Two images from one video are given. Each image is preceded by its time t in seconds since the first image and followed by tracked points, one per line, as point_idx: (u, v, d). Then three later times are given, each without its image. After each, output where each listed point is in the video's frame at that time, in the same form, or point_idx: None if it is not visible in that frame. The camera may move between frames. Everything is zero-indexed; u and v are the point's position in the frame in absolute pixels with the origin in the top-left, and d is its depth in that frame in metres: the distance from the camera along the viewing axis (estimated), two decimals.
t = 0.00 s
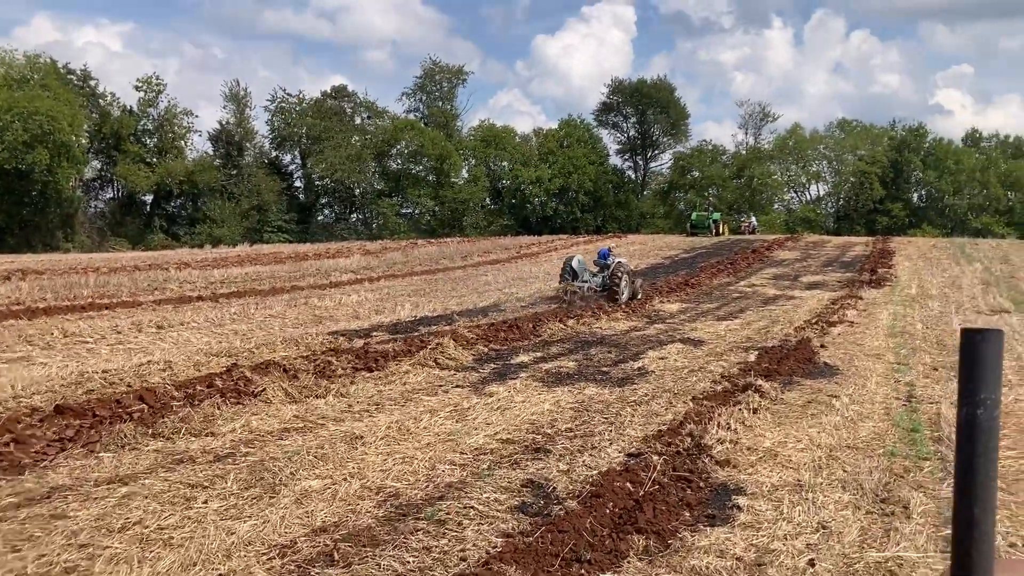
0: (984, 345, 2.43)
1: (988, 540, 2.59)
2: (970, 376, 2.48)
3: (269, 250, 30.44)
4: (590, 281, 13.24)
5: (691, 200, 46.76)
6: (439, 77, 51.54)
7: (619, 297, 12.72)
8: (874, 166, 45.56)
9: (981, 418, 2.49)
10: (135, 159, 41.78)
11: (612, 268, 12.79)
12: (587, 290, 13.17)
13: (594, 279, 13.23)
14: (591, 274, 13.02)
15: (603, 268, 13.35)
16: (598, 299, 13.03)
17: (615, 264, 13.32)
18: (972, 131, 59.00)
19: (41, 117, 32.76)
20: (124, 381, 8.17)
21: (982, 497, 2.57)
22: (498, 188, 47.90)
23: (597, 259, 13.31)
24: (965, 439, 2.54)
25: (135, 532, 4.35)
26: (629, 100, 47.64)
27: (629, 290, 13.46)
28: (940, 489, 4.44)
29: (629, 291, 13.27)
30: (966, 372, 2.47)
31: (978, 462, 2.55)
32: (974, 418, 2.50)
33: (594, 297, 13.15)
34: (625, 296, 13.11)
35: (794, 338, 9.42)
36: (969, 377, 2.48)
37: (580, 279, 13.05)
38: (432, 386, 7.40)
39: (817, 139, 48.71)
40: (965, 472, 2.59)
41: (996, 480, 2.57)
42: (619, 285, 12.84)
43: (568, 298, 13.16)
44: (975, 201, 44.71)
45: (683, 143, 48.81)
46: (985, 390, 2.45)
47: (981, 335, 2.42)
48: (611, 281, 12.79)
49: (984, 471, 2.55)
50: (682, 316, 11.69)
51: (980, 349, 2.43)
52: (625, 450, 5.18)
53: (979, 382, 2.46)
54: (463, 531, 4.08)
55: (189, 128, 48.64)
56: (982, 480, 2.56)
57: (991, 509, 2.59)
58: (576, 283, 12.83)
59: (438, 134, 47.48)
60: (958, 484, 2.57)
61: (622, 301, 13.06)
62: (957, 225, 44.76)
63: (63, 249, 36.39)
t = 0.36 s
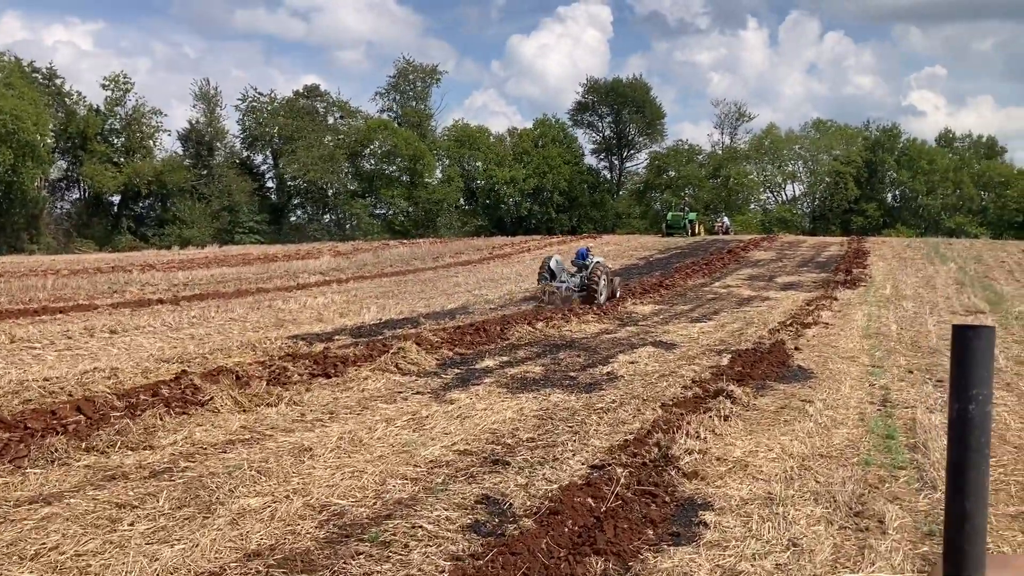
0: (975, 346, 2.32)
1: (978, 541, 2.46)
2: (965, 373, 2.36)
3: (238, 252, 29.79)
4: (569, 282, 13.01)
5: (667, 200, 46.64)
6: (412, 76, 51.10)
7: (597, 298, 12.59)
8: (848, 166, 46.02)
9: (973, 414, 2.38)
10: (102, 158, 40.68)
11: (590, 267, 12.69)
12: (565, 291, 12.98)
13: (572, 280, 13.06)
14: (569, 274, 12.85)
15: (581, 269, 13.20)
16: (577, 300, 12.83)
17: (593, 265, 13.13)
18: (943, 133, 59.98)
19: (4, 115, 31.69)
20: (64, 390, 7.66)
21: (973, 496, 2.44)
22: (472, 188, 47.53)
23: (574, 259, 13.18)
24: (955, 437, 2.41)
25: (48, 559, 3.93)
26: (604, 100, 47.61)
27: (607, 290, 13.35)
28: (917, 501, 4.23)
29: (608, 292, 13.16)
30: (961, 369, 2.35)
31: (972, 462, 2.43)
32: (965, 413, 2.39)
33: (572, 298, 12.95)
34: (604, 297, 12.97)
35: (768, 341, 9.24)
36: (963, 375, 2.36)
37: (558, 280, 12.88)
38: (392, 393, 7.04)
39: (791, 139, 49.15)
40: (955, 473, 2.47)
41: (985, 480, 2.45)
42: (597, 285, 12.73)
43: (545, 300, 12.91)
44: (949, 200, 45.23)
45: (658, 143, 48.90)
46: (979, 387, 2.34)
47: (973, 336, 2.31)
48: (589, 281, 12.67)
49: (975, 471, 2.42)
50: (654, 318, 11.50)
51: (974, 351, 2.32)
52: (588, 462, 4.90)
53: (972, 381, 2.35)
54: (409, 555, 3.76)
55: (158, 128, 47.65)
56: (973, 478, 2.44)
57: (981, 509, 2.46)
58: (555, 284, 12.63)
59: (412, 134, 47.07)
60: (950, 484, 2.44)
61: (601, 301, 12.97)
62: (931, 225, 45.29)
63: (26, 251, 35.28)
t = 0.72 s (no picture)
0: (936, 344, 2.41)
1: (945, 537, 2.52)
2: (926, 372, 2.45)
3: (211, 255, 29.19)
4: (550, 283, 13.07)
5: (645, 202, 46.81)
6: (390, 78, 50.73)
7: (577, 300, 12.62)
8: (824, 168, 46.46)
9: (935, 412, 2.46)
10: (75, 161, 39.69)
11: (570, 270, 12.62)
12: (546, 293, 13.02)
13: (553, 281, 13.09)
14: (550, 276, 12.86)
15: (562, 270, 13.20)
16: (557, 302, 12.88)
17: (575, 266, 12.93)
18: (916, 137, 60.83)
19: None
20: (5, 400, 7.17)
21: (937, 492, 2.50)
22: (451, 191, 47.16)
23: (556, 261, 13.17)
24: (920, 434, 2.49)
25: None
26: (582, 103, 47.60)
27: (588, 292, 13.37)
28: (893, 516, 4.05)
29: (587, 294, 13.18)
30: (923, 367, 2.44)
31: (936, 459, 2.49)
32: (928, 412, 2.47)
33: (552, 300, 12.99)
34: (584, 299, 13.01)
35: (742, 345, 9.08)
36: (924, 374, 2.45)
37: (539, 281, 12.93)
38: (352, 403, 6.70)
39: (768, 142, 49.36)
40: (919, 470, 2.54)
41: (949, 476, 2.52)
42: (577, 288, 12.73)
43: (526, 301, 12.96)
44: (924, 202, 45.75)
45: (636, 146, 48.96)
46: (940, 384, 2.43)
47: (933, 334, 2.41)
48: (570, 284, 12.66)
49: (939, 468, 2.49)
50: (627, 322, 11.35)
51: (933, 352, 2.41)
52: (550, 476, 4.64)
53: (933, 379, 2.44)
54: None
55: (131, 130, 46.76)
56: (936, 476, 2.51)
57: (946, 505, 2.52)
58: (535, 286, 12.67)
59: (389, 136, 46.74)
60: (916, 480, 2.50)
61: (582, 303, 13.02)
62: (908, 226, 45.82)
63: None
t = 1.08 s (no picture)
0: (928, 334, 2.24)
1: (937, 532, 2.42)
2: (918, 369, 2.29)
3: (188, 257, 28.68)
4: (537, 284, 13.09)
5: (628, 203, 46.51)
6: (371, 78, 50.32)
7: (566, 300, 12.77)
8: (807, 168, 46.68)
9: (927, 410, 2.31)
10: (51, 162, 38.85)
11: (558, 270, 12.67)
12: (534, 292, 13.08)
13: (540, 281, 13.16)
14: (537, 277, 12.91)
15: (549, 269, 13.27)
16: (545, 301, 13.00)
17: (560, 266, 13.33)
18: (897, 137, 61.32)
19: None
20: None
21: (929, 487, 2.38)
22: (434, 191, 46.87)
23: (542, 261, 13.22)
24: (912, 434, 2.35)
25: None
26: (565, 103, 47.43)
27: (574, 290, 13.51)
28: (876, 530, 3.84)
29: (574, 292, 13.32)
30: (915, 364, 2.27)
31: (928, 454, 2.36)
32: (919, 411, 2.32)
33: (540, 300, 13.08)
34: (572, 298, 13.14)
35: (722, 346, 8.89)
36: (916, 369, 2.29)
37: (527, 282, 12.97)
38: (316, 412, 6.37)
39: (750, 142, 49.58)
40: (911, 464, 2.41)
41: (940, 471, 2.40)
42: (565, 287, 12.85)
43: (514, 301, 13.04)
44: (906, 201, 46.05)
45: (620, 146, 48.91)
46: (933, 380, 2.27)
47: (927, 325, 2.24)
48: (557, 284, 12.76)
49: (930, 465, 2.36)
50: (607, 325, 11.16)
51: (927, 344, 2.24)
52: (517, 488, 4.37)
53: (925, 375, 2.27)
54: None
55: (109, 130, 45.97)
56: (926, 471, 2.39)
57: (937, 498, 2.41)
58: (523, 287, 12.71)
59: (371, 136, 46.44)
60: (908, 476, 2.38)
61: (568, 302, 13.17)
62: (890, 225, 46.08)
63: None
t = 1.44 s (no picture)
0: (926, 328, 2.08)
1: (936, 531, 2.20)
2: (916, 359, 2.14)
3: (169, 258, 28.29)
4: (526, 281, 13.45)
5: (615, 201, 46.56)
6: (357, 77, 49.98)
7: (555, 295, 13.09)
8: (793, 167, 46.75)
9: (926, 401, 2.15)
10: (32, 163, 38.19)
11: (545, 265, 13.06)
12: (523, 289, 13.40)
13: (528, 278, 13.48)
14: (526, 274, 13.27)
15: (538, 267, 13.62)
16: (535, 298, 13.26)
17: (549, 262, 13.50)
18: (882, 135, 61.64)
19: None
20: None
21: (927, 479, 2.19)
22: (420, 191, 46.52)
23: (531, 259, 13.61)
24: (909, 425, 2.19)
25: None
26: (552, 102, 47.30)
27: (563, 288, 13.83)
28: (862, 544, 3.65)
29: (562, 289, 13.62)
30: (911, 356, 2.12)
31: (924, 446, 2.19)
32: (919, 403, 2.17)
33: (529, 297, 13.36)
34: (561, 294, 13.45)
35: (705, 347, 8.71)
36: (913, 359, 2.14)
37: (516, 279, 13.32)
38: (282, 418, 6.08)
39: (737, 141, 49.66)
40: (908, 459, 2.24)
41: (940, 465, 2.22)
42: (553, 283, 13.20)
43: (504, 299, 13.32)
44: (893, 199, 46.18)
45: (606, 145, 48.82)
46: (930, 371, 2.12)
47: (925, 318, 2.07)
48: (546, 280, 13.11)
49: (927, 458, 2.19)
50: (589, 325, 10.99)
51: (926, 336, 2.08)
52: (485, 500, 4.12)
53: (924, 366, 2.12)
54: None
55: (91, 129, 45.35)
56: (925, 463, 2.21)
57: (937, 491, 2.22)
58: (512, 283, 13.06)
59: (357, 136, 46.15)
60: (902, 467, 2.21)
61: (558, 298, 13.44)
62: (876, 224, 46.18)
63: None
